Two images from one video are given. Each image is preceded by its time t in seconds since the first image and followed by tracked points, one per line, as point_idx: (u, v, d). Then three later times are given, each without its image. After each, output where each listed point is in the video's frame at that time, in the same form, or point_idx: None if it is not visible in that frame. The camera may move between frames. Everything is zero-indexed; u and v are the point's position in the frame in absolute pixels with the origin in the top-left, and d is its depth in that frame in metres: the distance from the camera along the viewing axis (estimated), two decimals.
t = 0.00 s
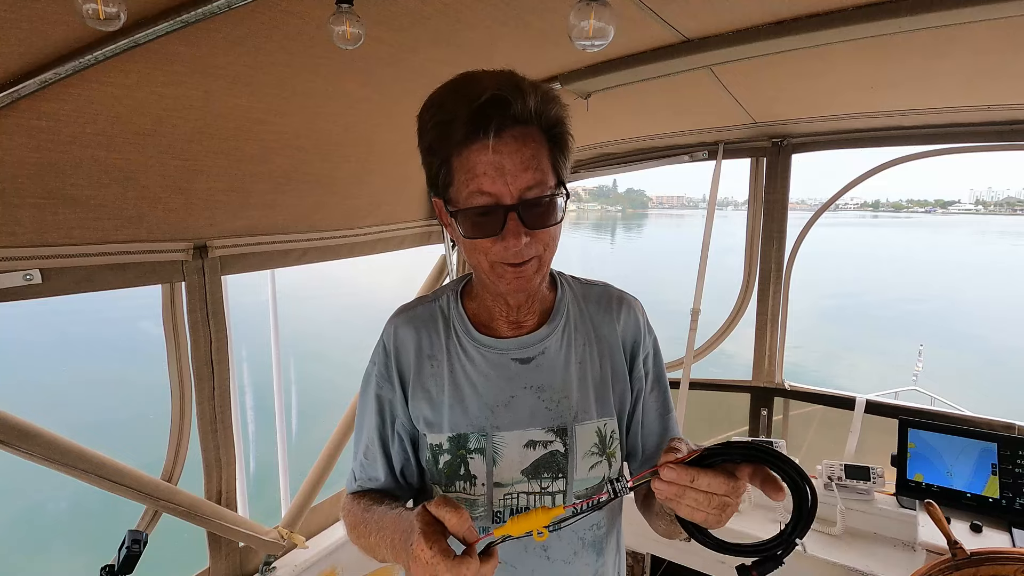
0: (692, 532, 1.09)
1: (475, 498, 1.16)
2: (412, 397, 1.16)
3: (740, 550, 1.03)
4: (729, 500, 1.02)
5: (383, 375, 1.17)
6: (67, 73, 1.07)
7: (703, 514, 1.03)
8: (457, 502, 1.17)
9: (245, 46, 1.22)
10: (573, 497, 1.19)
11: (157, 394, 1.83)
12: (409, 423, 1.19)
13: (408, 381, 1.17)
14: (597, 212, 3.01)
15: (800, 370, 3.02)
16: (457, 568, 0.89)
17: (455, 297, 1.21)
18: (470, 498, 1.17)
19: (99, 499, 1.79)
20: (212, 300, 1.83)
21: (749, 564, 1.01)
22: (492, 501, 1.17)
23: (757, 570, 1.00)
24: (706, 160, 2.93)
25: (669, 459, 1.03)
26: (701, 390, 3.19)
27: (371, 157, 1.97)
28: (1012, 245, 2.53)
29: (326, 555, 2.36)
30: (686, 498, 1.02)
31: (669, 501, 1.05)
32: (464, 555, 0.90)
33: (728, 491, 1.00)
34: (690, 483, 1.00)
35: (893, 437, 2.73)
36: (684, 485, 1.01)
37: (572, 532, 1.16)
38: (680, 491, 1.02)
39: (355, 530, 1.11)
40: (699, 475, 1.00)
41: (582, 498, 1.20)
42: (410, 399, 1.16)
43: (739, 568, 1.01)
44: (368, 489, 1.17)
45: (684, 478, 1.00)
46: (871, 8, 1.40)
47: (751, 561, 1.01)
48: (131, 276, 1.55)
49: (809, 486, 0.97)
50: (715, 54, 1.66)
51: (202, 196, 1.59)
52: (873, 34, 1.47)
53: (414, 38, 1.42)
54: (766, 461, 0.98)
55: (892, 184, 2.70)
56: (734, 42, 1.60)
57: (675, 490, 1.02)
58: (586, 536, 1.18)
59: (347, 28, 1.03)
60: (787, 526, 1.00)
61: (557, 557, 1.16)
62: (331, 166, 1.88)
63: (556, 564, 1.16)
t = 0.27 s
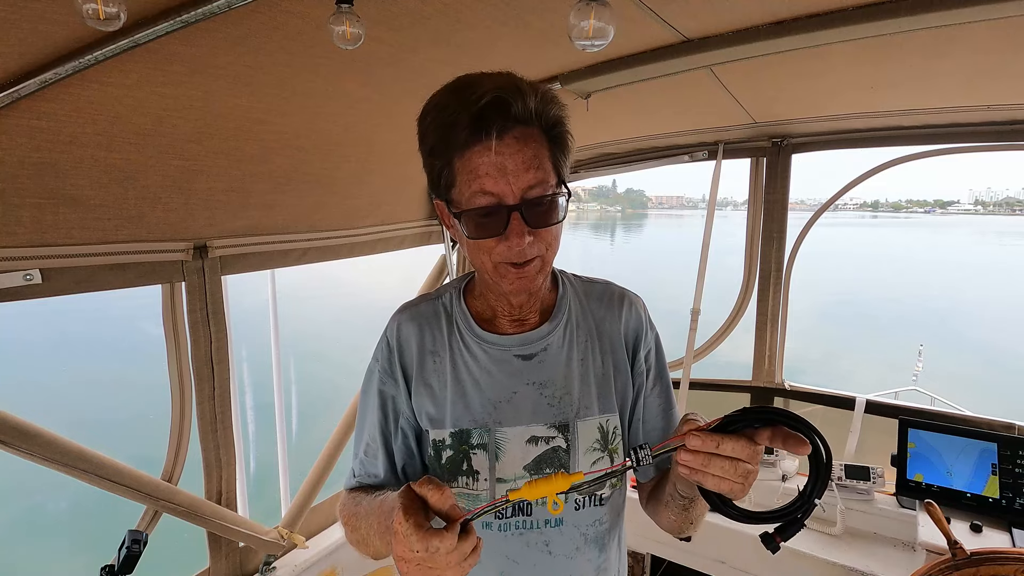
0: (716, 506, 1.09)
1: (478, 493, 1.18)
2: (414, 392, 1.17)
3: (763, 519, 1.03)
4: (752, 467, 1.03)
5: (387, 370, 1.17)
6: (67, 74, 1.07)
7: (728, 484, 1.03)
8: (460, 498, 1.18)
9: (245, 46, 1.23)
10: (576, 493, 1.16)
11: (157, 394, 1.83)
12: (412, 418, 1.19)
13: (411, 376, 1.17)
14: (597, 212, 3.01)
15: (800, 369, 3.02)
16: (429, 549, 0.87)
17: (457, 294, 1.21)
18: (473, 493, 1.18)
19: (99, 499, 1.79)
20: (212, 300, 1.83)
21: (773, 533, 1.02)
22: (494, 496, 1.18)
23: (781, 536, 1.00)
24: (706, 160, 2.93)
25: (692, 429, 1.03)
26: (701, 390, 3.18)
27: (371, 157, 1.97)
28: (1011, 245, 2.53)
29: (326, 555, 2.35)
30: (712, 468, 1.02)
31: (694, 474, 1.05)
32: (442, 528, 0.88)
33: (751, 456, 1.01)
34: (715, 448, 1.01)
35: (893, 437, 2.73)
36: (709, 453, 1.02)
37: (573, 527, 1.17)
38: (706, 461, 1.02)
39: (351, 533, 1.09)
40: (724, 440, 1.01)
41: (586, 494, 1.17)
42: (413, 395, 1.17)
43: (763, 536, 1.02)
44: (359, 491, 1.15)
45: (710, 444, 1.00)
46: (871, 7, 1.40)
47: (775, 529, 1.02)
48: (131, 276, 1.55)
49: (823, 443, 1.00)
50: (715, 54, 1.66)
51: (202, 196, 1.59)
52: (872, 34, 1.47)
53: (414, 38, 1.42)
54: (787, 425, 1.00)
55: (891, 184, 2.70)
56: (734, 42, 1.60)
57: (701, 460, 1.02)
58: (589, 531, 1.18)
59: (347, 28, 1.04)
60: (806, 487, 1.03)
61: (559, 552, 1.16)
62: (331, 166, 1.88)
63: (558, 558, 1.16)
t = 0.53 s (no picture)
0: (714, 507, 1.12)
1: (481, 495, 1.15)
2: (416, 392, 1.16)
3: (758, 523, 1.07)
4: (755, 474, 1.04)
5: (389, 371, 1.17)
6: (67, 74, 1.07)
7: (727, 486, 1.05)
8: (462, 500, 1.16)
9: (245, 46, 1.23)
10: (579, 493, 1.18)
11: (157, 394, 1.83)
12: (414, 419, 1.19)
13: (413, 377, 1.17)
14: (597, 214, 2.98)
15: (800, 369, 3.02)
16: (401, 481, 0.92)
17: (460, 295, 1.21)
18: (475, 495, 1.15)
19: (99, 499, 1.79)
20: (212, 300, 1.83)
21: (765, 537, 1.06)
22: (498, 498, 1.16)
23: (773, 541, 1.05)
24: (706, 160, 2.93)
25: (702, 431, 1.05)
26: (702, 390, 3.17)
27: (371, 157, 1.97)
28: (1011, 244, 2.53)
29: (326, 555, 2.35)
30: (714, 470, 1.04)
31: (694, 472, 1.07)
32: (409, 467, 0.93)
33: (757, 464, 1.02)
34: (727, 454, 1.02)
35: (893, 437, 2.73)
36: (715, 455, 1.03)
37: (577, 528, 1.17)
38: (709, 461, 1.04)
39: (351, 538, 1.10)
40: (738, 449, 1.02)
41: (589, 495, 1.19)
42: (414, 395, 1.17)
43: (755, 539, 1.07)
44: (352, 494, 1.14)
45: (722, 449, 1.02)
46: (871, 7, 1.40)
47: (769, 533, 1.06)
48: (131, 277, 1.55)
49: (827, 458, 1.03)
50: (715, 54, 1.66)
51: (202, 196, 1.59)
52: (872, 34, 1.47)
53: (414, 38, 1.42)
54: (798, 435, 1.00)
55: (890, 184, 2.69)
56: (734, 42, 1.60)
57: (704, 460, 1.04)
58: (592, 532, 1.18)
59: (347, 28, 1.04)
60: (805, 495, 1.05)
61: (563, 553, 1.16)
62: (331, 166, 1.88)
63: (562, 560, 1.16)
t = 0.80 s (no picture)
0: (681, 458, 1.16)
1: (481, 496, 1.15)
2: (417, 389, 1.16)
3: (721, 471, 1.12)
4: (710, 412, 1.08)
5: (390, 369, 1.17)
6: (67, 74, 1.07)
7: (683, 422, 1.09)
8: (461, 502, 1.15)
9: (245, 47, 1.22)
10: (579, 494, 1.18)
11: (156, 394, 1.82)
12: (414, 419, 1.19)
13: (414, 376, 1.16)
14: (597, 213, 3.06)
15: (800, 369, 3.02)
16: (395, 336, 0.93)
17: (461, 295, 1.22)
18: (476, 496, 1.15)
19: (99, 499, 1.78)
20: (212, 300, 1.83)
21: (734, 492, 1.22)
22: (498, 498, 1.15)
23: (740, 496, 1.19)
24: (706, 160, 2.94)
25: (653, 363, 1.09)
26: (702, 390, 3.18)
27: (371, 157, 1.97)
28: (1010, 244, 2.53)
29: (326, 555, 2.35)
30: (668, 402, 1.07)
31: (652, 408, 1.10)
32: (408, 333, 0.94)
33: (709, 400, 1.06)
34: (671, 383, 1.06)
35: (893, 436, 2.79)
36: (665, 385, 1.07)
37: (578, 529, 1.17)
38: (661, 392, 1.07)
39: (355, 525, 1.16)
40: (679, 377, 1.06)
41: (589, 496, 1.18)
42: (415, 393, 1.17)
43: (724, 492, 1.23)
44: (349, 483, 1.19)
45: (667, 377, 1.06)
46: (871, 7, 1.40)
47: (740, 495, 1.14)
48: (131, 277, 1.55)
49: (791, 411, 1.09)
50: (715, 54, 1.66)
51: (203, 196, 1.59)
52: (872, 34, 1.47)
53: (414, 38, 1.42)
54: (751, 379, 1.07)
55: (890, 184, 2.69)
56: (734, 42, 1.60)
57: (658, 393, 1.07)
58: (592, 533, 1.18)
59: (347, 28, 1.04)
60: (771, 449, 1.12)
61: (563, 554, 1.16)
62: (331, 166, 1.88)
63: (562, 561, 1.16)
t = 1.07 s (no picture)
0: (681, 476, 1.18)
1: (479, 496, 1.15)
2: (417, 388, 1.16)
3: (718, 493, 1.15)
4: (710, 436, 1.08)
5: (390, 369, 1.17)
6: (67, 73, 1.07)
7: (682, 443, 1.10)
8: (460, 502, 1.15)
9: (245, 47, 1.23)
10: (578, 495, 1.18)
11: (156, 394, 1.82)
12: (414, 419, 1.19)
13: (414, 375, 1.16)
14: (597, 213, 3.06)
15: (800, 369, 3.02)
16: (399, 345, 0.91)
17: (461, 294, 1.22)
18: (474, 496, 1.15)
19: (98, 499, 1.78)
20: (212, 300, 1.83)
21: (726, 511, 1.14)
22: (497, 499, 1.15)
23: (731, 515, 1.13)
24: (706, 160, 2.93)
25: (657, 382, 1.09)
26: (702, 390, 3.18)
27: (371, 157, 1.97)
28: (1009, 245, 2.53)
29: (326, 555, 2.36)
30: (670, 423, 1.08)
31: (653, 427, 1.11)
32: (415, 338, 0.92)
33: (711, 425, 1.06)
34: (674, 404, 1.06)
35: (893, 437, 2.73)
36: (668, 406, 1.07)
37: (576, 530, 1.17)
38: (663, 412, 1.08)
39: (362, 526, 1.16)
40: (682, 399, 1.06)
41: (588, 496, 1.19)
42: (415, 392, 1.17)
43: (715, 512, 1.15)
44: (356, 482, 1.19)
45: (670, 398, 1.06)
46: (870, 7, 1.40)
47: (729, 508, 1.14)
48: (131, 277, 1.55)
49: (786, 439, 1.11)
50: (715, 54, 1.66)
51: (203, 196, 1.59)
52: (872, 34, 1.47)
53: (413, 38, 1.42)
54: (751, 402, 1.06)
55: (889, 184, 2.70)
56: (733, 42, 1.60)
57: (661, 413, 1.08)
58: (591, 534, 1.18)
59: (347, 28, 1.04)
60: (762, 475, 1.15)
61: (562, 555, 1.16)
62: (331, 166, 1.88)
63: (561, 562, 1.16)
